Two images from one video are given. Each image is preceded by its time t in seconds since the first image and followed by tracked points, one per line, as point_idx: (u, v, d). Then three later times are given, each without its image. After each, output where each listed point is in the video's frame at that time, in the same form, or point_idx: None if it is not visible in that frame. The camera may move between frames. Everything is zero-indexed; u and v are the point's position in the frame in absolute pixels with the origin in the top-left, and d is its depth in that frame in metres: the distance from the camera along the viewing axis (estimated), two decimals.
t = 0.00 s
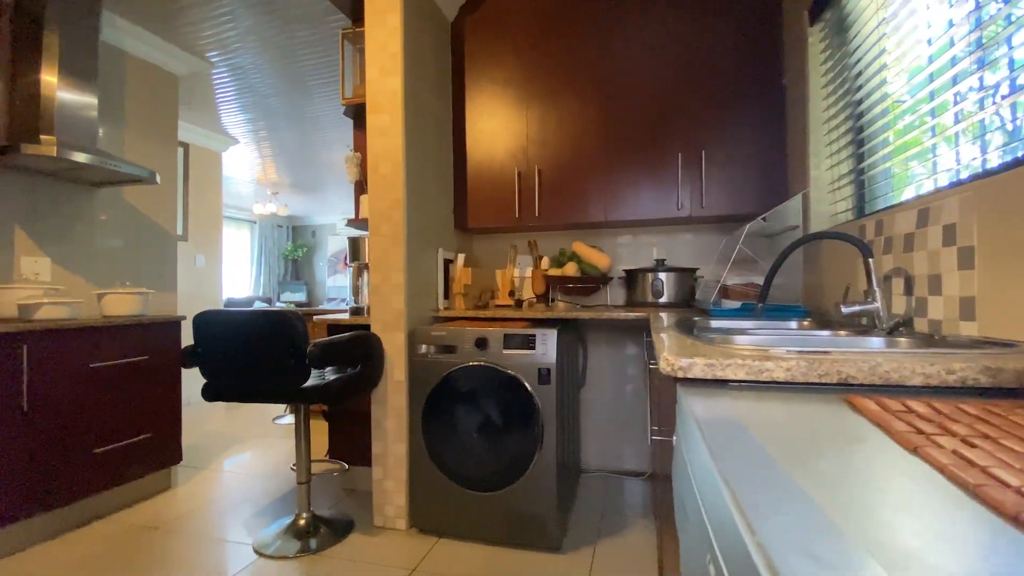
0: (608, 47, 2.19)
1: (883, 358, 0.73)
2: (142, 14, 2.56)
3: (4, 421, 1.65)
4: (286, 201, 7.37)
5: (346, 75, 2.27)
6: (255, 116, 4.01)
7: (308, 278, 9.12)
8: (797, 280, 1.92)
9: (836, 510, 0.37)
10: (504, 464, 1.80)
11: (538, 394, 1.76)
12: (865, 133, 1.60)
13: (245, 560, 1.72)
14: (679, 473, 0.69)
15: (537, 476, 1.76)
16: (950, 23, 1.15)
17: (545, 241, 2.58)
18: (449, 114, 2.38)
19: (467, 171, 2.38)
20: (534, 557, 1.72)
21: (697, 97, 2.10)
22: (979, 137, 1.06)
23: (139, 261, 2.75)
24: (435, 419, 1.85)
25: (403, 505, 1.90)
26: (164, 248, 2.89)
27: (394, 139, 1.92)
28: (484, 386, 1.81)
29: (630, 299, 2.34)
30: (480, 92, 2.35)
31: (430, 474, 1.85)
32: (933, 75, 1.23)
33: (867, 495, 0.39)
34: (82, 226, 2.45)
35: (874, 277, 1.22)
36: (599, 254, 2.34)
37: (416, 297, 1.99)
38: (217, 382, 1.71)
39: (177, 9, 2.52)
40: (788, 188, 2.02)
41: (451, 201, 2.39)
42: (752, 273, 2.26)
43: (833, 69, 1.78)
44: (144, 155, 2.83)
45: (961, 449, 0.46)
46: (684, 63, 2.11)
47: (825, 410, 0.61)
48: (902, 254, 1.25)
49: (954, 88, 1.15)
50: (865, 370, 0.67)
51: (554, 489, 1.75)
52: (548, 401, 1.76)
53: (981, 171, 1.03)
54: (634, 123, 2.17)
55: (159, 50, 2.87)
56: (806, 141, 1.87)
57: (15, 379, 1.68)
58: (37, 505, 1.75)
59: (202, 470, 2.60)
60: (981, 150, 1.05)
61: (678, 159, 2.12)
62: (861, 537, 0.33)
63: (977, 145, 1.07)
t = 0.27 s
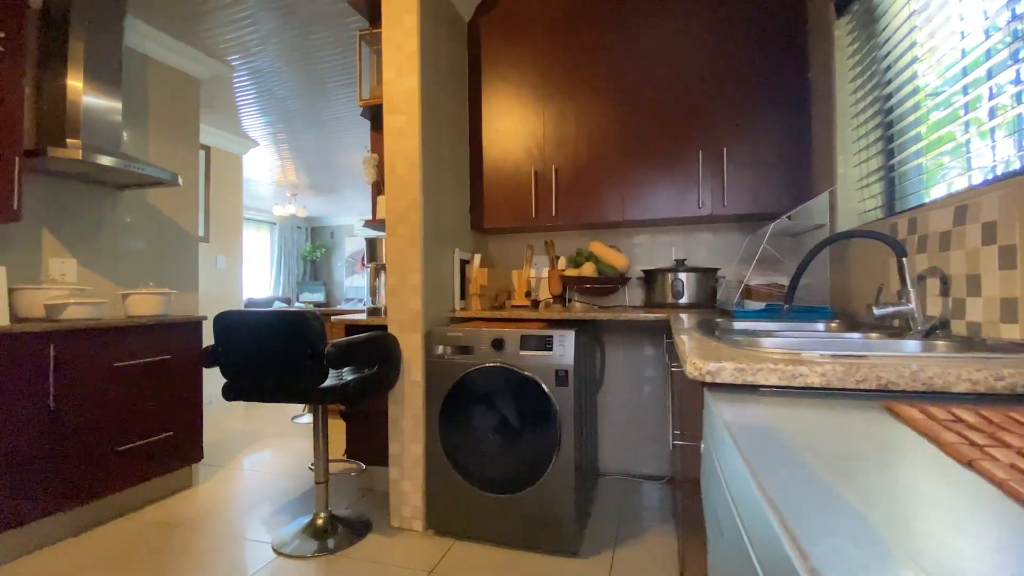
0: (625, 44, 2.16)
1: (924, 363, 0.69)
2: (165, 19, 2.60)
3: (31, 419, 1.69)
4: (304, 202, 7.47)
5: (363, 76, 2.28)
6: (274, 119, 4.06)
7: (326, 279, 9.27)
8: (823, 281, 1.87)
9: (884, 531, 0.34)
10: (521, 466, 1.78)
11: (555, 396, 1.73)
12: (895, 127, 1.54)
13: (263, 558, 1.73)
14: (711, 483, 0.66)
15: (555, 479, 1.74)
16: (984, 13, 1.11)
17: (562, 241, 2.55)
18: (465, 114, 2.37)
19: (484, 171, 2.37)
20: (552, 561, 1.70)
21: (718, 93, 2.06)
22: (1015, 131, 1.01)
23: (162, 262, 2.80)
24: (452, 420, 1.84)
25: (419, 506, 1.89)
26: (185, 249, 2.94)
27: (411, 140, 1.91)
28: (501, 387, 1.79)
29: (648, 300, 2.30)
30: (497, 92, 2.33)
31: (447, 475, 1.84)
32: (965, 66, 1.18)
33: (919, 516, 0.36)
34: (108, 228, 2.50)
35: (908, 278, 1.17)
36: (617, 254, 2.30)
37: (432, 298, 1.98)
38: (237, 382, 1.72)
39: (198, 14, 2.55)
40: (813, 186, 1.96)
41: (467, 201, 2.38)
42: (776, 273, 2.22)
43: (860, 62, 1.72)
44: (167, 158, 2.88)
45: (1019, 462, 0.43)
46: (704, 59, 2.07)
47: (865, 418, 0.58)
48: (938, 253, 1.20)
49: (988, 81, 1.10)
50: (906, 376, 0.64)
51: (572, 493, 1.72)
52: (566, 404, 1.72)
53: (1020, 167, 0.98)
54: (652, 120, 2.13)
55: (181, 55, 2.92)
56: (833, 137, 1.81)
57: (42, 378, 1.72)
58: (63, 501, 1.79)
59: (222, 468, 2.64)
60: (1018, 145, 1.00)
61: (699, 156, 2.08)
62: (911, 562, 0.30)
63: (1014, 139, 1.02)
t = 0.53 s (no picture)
0: (646, 41, 2.12)
1: (974, 370, 0.65)
2: (188, 24, 2.65)
3: (61, 416, 1.73)
4: (324, 204, 7.57)
5: (382, 77, 2.28)
6: (294, 121, 4.12)
7: (345, 280, 9.37)
8: (853, 282, 1.80)
9: (934, 546, 0.32)
10: (540, 469, 1.75)
11: (574, 398, 1.69)
12: (930, 121, 1.47)
13: (284, 558, 1.74)
14: (748, 492, 0.64)
15: (574, 483, 1.71)
16: None
17: (580, 241, 2.52)
18: (483, 114, 2.36)
19: (502, 171, 2.35)
20: (571, 566, 1.67)
21: (742, 89, 2.00)
22: None
23: (187, 263, 2.85)
24: (470, 421, 1.83)
25: (437, 508, 1.88)
26: (208, 250, 2.99)
27: (429, 140, 1.91)
28: (520, 389, 1.77)
29: (670, 301, 2.25)
30: (515, 91, 2.32)
31: (465, 477, 1.82)
32: (1002, 56, 1.13)
33: (972, 531, 0.34)
34: (135, 230, 2.56)
35: (947, 278, 1.11)
36: (638, 254, 2.26)
37: (450, 299, 1.97)
38: (258, 382, 1.74)
39: (220, 19, 2.59)
40: (842, 184, 1.90)
41: (484, 202, 2.37)
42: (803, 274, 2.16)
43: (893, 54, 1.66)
44: (191, 161, 2.94)
45: None
46: (728, 54, 2.02)
47: (914, 428, 0.54)
48: (980, 253, 1.14)
49: None
50: (956, 384, 0.60)
51: (592, 497, 1.69)
52: (585, 406, 1.69)
53: None
54: (673, 118, 2.09)
55: (205, 60, 2.97)
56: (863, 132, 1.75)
57: (71, 376, 1.76)
58: (91, 498, 1.82)
59: (244, 466, 2.67)
60: None
61: (722, 154, 2.03)
62: None
63: None
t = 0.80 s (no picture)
0: (667, 37, 2.08)
1: None
2: (213, 30, 2.70)
3: (91, 414, 1.77)
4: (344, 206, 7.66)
5: (401, 79, 2.28)
6: (315, 124, 4.17)
7: (365, 280, 9.47)
8: (887, 283, 1.73)
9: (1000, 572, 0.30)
10: (560, 473, 1.73)
11: (595, 401, 1.66)
12: (969, 114, 1.40)
13: (305, 557, 1.75)
14: (787, 504, 0.61)
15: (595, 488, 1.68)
16: None
17: (600, 242, 2.48)
18: (502, 114, 2.35)
19: (521, 172, 2.33)
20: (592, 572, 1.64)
21: (768, 84, 1.95)
22: None
23: (212, 264, 2.91)
24: (490, 424, 1.81)
25: (457, 510, 1.87)
26: (233, 251, 3.04)
27: (449, 141, 1.90)
28: (539, 391, 1.74)
29: (693, 302, 2.20)
30: (534, 90, 2.30)
31: (484, 480, 1.81)
32: None
33: None
34: (162, 232, 2.62)
35: (992, 279, 1.06)
36: (660, 254, 2.20)
37: (469, 300, 1.96)
38: (280, 382, 1.75)
39: (244, 24, 2.64)
40: (874, 181, 1.83)
41: (504, 202, 2.36)
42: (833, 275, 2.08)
43: (928, 44, 1.58)
44: (216, 165, 2.99)
45: None
46: (752, 49, 1.97)
47: (969, 441, 0.51)
48: None
49: None
50: (1013, 393, 0.55)
51: (614, 503, 1.66)
52: (606, 410, 1.66)
53: None
54: (696, 115, 2.05)
55: (229, 65, 3.03)
56: (897, 127, 1.68)
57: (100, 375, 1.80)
58: (120, 494, 1.87)
59: (267, 464, 2.71)
60: None
61: (748, 151, 1.98)
62: None
63: None
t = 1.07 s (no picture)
0: (686, 34, 2.05)
1: None
2: (235, 35, 2.74)
3: (116, 413, 1.81)
4: (362, 207, 7.74)
5: (418, 81, 2.29)
6: (334, 127, 4.22)
7: (382, 281, 9.55)
8: (919, 284, 1.67)
9: None
10: (577, 477, 1.70)
11: (614, 404, 1.64)
12: (1003, 108, 1.33)
13: (322, 556, 1.76)
14: (822, 515, 0.59)
15: (614, 492, 1.65)
16: None
17: (618, 242, 2.45)
18: (519, 115, 2.34)
19: (537, 172, 2.32)
20: None
21: (791, 80, 1.90)
22: None
23: (233, 266, 2.95)
24: (506, 426, 1.79)
25: (473, 512, 1.86)
26: (253, 253, 3.09)
27: (465, 142, 1.89)
28: (556, 394, 1.72)
29: (713, 304, 2.16)
30: (551, 90, 2.28)
31: (501, 483, 1.79)
32: None
33: None
34: (185, 234, 2.67)
35: None
36: (680, 255, 2.16)
37: (486, 301, 1.95)
38: (299, 382, 1.76)
39: (264, 28, 2.67)
40: (903, 178, 1.77)
41: (520, 203, 2.35)
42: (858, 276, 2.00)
43: (960, 36, 1.51)
44: (237, 167, 3.04)
45: None
46: (775, 44, 1.92)
47: None
48: None
49: None
50: None
51: (633, 507, 1.63)
52: (625, 414, 1.63)
53: None
54: (717, 113, 2.01)
55: (250, 70, 3.07)
56: (928, 122, 1.62)
57: (125, 374, 1.84)
58: (144, 491, 1.91)
59: (286, 464, 2.74)
60: None
61: (771, 149, 1.93)
62: None
63: None
